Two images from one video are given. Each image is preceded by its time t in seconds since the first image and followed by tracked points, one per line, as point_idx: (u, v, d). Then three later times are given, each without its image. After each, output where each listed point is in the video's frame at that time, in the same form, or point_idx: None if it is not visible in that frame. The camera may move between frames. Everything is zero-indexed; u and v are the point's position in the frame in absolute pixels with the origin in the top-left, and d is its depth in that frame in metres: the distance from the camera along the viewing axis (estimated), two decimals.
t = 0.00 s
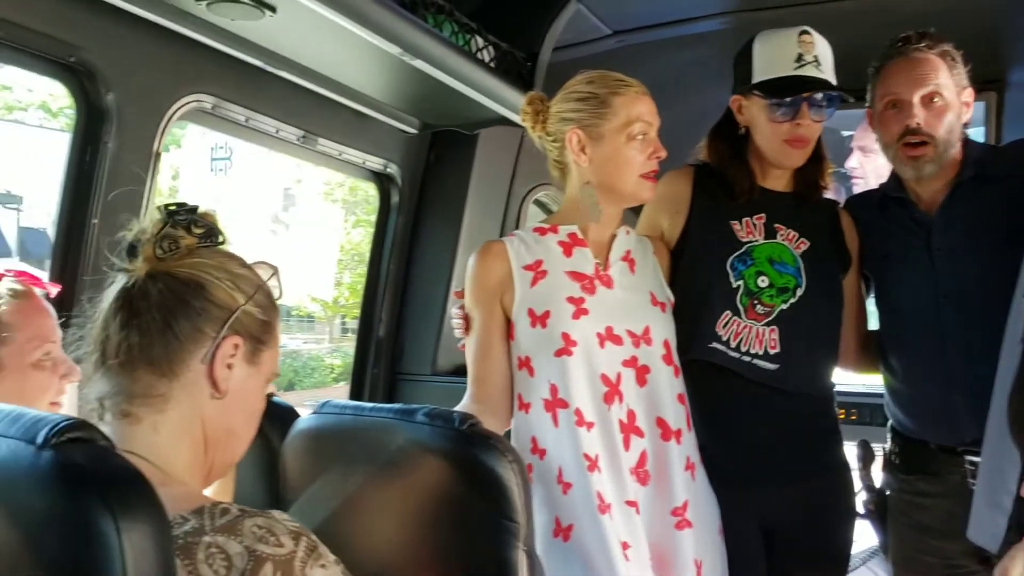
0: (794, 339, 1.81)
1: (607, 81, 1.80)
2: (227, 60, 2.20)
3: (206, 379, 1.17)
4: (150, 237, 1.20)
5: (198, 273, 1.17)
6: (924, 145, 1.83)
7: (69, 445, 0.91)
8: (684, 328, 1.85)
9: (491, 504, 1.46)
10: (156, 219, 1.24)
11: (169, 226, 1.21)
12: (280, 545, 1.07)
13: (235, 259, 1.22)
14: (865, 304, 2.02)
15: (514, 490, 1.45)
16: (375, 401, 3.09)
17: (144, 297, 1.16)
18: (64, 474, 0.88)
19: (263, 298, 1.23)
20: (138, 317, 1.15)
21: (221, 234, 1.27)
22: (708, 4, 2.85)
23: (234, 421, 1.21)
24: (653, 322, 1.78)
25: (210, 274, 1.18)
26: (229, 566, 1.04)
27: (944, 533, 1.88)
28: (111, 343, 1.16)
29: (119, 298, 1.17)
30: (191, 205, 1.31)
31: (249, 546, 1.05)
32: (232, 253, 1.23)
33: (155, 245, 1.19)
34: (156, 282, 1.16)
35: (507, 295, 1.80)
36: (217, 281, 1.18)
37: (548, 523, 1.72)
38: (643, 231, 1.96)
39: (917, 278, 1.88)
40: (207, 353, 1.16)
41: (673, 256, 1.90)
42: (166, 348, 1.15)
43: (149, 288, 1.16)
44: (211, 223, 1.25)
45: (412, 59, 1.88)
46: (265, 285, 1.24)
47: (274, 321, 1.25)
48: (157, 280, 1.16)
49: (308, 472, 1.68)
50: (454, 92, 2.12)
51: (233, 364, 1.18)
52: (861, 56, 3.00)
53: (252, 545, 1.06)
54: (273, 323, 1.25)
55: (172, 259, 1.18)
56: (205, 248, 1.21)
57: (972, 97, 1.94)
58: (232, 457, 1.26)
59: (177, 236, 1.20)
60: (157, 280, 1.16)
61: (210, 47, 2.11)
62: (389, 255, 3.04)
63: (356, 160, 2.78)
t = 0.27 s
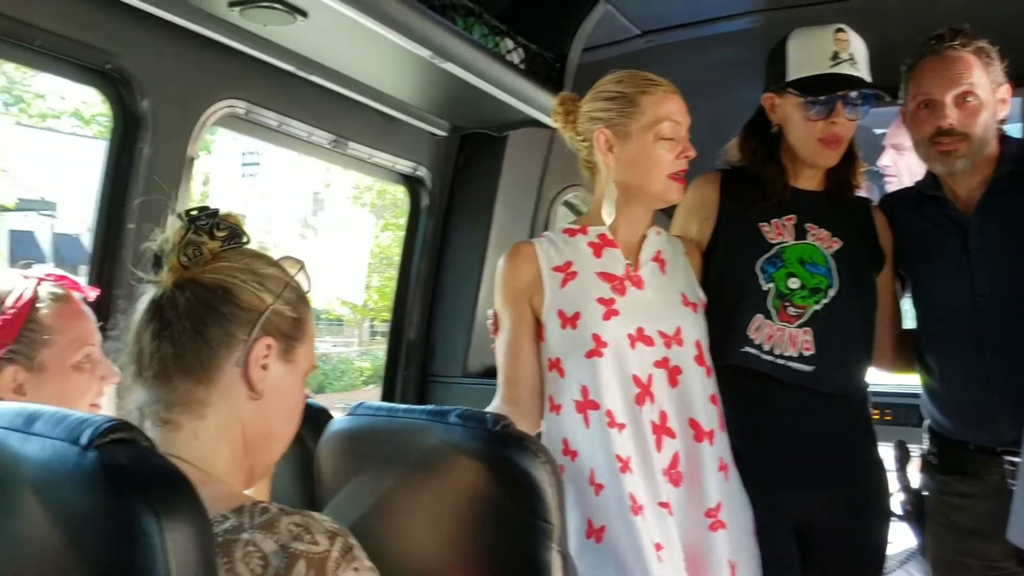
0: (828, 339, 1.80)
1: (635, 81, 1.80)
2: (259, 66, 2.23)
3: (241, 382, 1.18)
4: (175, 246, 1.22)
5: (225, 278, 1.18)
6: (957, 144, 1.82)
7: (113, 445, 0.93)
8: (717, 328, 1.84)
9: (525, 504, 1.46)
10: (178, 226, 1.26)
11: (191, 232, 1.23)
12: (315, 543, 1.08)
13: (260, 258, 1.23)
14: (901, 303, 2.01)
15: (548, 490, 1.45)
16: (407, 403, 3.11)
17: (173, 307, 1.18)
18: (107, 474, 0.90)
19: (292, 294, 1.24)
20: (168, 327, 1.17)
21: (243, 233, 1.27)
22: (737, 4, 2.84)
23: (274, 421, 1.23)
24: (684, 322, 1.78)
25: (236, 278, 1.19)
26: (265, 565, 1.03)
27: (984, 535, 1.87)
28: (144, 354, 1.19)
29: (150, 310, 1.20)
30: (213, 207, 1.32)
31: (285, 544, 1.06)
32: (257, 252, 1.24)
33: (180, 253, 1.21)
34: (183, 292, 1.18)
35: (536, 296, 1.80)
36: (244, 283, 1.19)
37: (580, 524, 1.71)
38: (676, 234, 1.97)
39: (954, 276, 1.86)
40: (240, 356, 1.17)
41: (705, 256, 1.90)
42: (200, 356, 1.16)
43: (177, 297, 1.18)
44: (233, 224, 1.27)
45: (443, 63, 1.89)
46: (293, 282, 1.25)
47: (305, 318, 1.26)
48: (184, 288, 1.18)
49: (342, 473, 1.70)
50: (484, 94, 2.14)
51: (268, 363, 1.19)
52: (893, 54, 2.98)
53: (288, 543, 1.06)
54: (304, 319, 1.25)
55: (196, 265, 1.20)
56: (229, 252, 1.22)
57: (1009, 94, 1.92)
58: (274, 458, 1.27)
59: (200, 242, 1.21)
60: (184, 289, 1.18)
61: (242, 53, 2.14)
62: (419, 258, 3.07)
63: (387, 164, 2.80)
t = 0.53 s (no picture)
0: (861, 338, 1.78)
1: (659, 79, 1.79)
2: (287, 71, 2.25)
3: (272, 387, 1.19)
4: (183, 262, 1.22)
5: (237, 287, 1.18)
6: (989, 147, 1.79)
7: (151, 449, 0.94)
8: (747, 328, 1.83)
9: (555, 506, 1.45)
10: (184, 237, 1.26)
11: (197, 244, 1.22)
12: (347, 548, 1.07)
13: (270, 258, 1.22)
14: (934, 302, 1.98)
15: (579, 492, 1.45)
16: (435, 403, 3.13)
17: (191, 325, 1.19)
18: (145, 477, 0.91)
19: (307, 289, 1.23)
20: (190, 343, 1.18)
21: (248, 234, 1.26)
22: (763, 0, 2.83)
23: (308, 421, 1.24)
24: (714, 322, 1.76)
25: (248, 284, 1.19)
26: (297, 567, 1.04)
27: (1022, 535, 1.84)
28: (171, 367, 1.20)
29: (168, 327, 1.21)
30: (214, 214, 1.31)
31: (317, 548, 1.06)
32: (265, 251, 1.23)
33: (189, 267, 1.21)
34: (197, 307, 1.19)
35: (565, 298, 1.80)
36: (256, 289, 1.19)
37: (611, 525, 1.71)
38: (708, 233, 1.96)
39: (988, 274, 1.83)
40: (265, 363, 1.19)
41: (734, 255, 1.88)
42: (226, 368, 1.18)
43: (193, 313, 1.19)
44: (239, 227, 1.25)
45: (470, 65, 1.90)
46: (306, 276, 1.24)
47: (325, 310, 1.26)
48: (199, 305, 1.19)
49: (374, 475, 1.71)
50: (511, 96, 2.14)
51: (295, 363, 1.21)
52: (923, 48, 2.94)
53: (319, 546, 1.06)
54: (325, 308, 1.26)
55: (206, 278, 1.20)
56: (236, 256, 1.21)
57: None
58: (309, 459, 1.29)
59: (204, 253, 1.21)
60: (199, 305, 1.19)
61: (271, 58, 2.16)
62: (447, 259, 3.08)
63: (413, 166, 2.81)
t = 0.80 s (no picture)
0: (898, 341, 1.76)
1: (690, 79, 1.79)
2: (320, 77, 2.27)
3: (307, 389, 1.21)
4: (204, 276, 1.26)
5: (261, 295, 1.19)
6: None
7: (193, 450, 0.95)
8: (781, 330, 1.81)
9: (589, 510, 1.45)
10: (200, 255, 1.30)
11: (213, 258, 1.26)
12: (388, 554, 1.08)
13: (288, 261, 1.24)
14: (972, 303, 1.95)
15: (613, 497, 1.45)
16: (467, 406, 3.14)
17: (220, 338, 1.19)
18: (189, 478, 0.92)
19: (327, 287, 1.25)
20: (223, 354, 1.19)
21: (262, 239, 1.30)
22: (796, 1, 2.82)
23: (344, 420, 1.26)
24: (747, 326, 1.75)
25: (272, 291, 1.20)
26: (338, 570, 1.04)
27: None
28: (204, 381, 1.21)
29: (198, 341, 1.22)
30: (226, 223, 1.36)
31: (359, 552, 1.07)
32: (283, 254, 1.24)
33: (210, 282, 1.24)
34: (226, 318, 1.20)
35: (596, 300, 1.80)
36: (281, 295, 1.20)
37: (643, 529, 1.70)
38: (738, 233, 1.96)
39: None
40: (299, 367, 1.20)
41: (768, 257, 1.87)
42: (259, 378, 1.19)
43: (222, 324, 1.20)
44: (251, 236, 1.29)
45: (501, 69, 1.90)
46: (326, 273, 1.26)
47: (347, 305, 1.28)
48: (227, 318, 1.19)
49: (407, 477, 1.72)
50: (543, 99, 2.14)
51: (328, 363, 1.22)
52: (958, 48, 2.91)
53: (361, 552, 1.07)
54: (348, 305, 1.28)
55: (228, 290, 1.22)
56: (254, 263, 1.23)
57: None
58: (345, 458, 1.30)
59: (224, 264, 1.24)
60: (227, 318, 1.19)
61: (305, 64, 2.19)
62: (477, 262, 3.09)
63: (444, 170, 2.83)
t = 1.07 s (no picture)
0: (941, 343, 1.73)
1: (733, 79, 1.79)
2: (357, 80, 2.30)
3: (348, 387, 1.22)
4: (235, 290, 1.25)
5: (295, 303, 1.20)
6: None
7: (239, 449, 0.96)
8: (821, 332, 1.79)
9: (628, 512, 1.45)
10: (228, 271, 1.29)
11: (242, 270, 1.25)
12: (438, 557, 1.10)
13: (316, 265, 1.23)
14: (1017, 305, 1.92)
15: (653, 499, 1.44)
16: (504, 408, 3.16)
17: (258, 349, 1.22)
18: (236, 476, 0.94)
19: (358, 285, 1.24)
20: (262, 366, 1.21)
21: (286, 243, 1.28)
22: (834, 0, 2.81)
23: (385, 421, 1.27)
24: (788, 327, 1.73)
25: (306, 298, 1.20)
26: (388, 571, 1.07)
27: None
28: (245, 397, 1.24)
29: (238, 351, 1.24)
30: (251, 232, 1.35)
31: (408, 555, 1.08)
32: (309, 258, 1.24)
33: (242, 296, 1.24)
34: (263, 330, 1.21)
35: (636, 300, 1.79)
36: (314, 300, 1.20)
37: (682, 531, 1.70)
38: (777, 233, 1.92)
39: None
40: (340, 369, 1.22)
41: (809, 258, 1.84)
42: (302, 381, 1.20)
43: (261, 337, 1.22)
44: (277, 242, 1.27)
45: (539, 70, 1.91)
46: (354, 272, 1.25)
47: (380, 301, 1.27)
48: (264, 328, 1.21)
49: (445, 476, 1.73)
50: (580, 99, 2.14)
51: (367, 361, 1.23)
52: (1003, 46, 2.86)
53: (411, 554, 1.08)
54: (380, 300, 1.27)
55: (261, 302, 1.22)
56: (282, 271, 1.22)
57: None
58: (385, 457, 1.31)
59: (254, 276, 1.23)
60: (265, 328, 1.21)
61: (342, 68, 2.21)
62: (514, 265, 3.10)
63: (481, 171, 2.84)
